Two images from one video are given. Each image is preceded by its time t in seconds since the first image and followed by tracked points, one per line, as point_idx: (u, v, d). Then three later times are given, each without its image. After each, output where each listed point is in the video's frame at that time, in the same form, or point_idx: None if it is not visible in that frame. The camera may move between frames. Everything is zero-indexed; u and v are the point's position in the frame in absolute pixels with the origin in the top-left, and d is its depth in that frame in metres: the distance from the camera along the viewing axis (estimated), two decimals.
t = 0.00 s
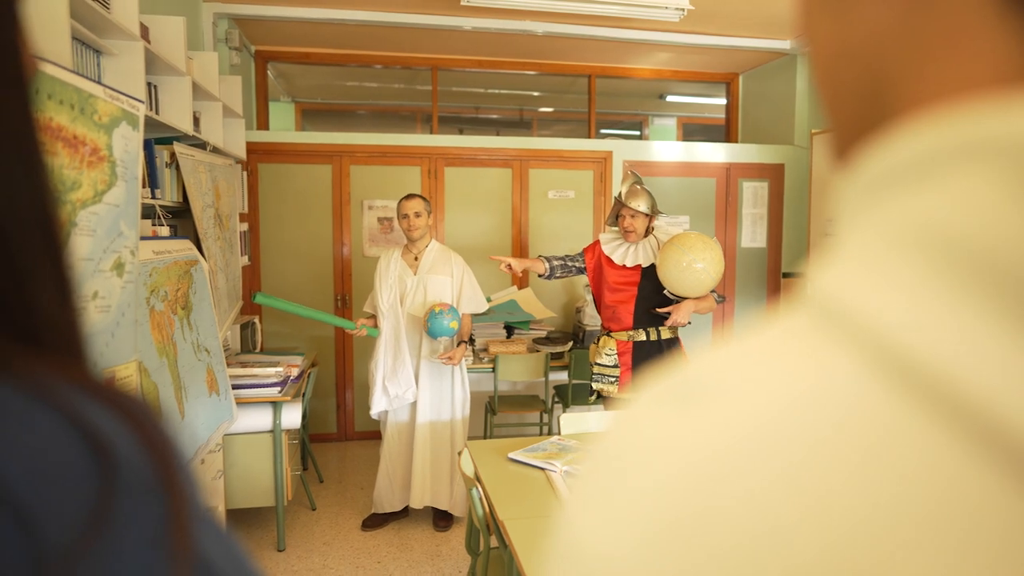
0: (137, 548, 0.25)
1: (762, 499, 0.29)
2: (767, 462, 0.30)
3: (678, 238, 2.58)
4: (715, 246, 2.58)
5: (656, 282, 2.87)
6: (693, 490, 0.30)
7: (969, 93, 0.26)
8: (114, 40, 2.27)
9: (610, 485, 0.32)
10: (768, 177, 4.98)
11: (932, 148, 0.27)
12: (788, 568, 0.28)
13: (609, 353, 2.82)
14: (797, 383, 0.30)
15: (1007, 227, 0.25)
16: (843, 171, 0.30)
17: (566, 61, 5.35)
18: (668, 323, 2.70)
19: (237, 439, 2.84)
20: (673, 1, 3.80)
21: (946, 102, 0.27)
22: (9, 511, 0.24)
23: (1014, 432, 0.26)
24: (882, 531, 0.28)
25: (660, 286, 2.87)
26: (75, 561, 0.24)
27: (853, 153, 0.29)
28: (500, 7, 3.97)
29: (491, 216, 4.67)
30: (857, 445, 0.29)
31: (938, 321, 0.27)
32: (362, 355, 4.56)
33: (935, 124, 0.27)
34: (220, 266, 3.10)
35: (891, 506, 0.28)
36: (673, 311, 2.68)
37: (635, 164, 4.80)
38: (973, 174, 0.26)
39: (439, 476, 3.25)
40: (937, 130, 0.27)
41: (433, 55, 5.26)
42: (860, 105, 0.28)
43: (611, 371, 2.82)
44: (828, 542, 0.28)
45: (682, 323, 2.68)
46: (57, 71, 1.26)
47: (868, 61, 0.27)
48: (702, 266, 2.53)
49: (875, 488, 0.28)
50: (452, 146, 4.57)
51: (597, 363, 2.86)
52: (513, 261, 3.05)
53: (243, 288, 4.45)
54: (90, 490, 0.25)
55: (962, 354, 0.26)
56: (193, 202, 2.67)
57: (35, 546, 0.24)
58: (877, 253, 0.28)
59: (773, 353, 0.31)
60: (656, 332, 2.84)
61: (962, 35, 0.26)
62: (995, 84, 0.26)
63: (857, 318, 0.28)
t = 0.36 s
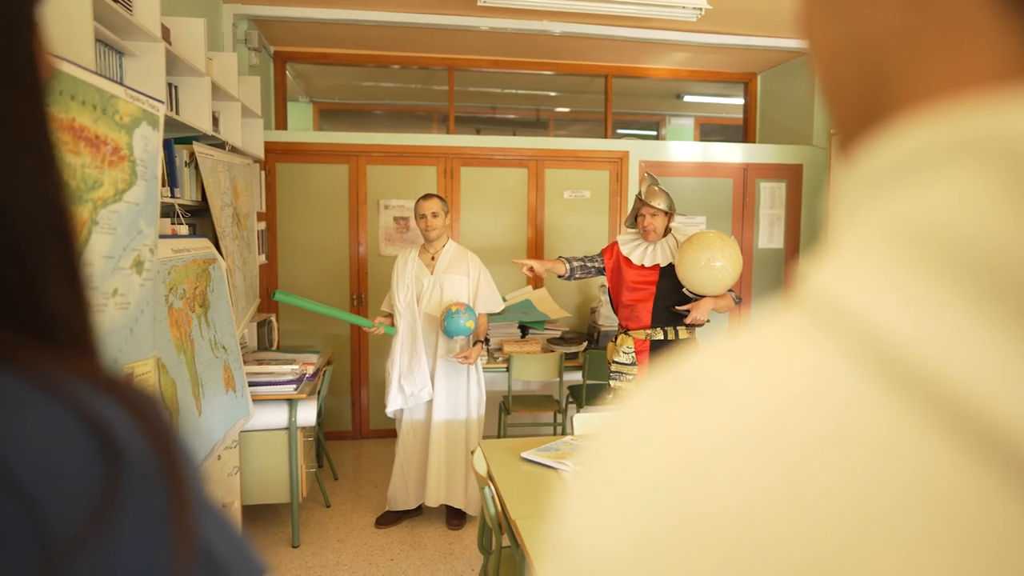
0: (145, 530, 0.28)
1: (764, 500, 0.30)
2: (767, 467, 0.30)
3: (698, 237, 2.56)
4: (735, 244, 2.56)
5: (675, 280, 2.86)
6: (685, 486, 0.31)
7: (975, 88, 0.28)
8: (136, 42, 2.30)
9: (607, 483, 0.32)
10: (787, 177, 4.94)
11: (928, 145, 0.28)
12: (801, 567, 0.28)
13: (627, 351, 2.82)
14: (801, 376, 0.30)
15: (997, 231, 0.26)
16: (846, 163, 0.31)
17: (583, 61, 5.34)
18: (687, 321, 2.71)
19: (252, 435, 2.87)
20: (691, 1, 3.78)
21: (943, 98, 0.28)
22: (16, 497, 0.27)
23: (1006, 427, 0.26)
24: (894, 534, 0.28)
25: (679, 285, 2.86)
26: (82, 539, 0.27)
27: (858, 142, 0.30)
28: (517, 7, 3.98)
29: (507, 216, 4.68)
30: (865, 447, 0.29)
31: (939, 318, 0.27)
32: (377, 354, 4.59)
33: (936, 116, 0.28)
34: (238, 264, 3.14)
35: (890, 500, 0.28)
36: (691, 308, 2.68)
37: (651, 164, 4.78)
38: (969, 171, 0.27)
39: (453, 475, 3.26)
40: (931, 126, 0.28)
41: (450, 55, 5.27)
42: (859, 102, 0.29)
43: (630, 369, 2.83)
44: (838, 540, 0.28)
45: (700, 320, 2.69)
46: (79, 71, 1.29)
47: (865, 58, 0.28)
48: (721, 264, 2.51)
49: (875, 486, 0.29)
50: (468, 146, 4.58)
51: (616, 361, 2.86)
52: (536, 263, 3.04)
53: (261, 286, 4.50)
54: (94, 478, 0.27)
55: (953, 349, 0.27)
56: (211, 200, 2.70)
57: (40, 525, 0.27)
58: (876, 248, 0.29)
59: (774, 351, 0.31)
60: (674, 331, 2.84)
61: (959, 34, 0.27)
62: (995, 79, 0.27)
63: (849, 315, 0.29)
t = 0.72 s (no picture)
0: (134, 529, 0.28)
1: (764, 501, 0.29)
2: (767, 466, 0.30)
3: (697, 234, 2.56)
4: (734, 241, 2.55)
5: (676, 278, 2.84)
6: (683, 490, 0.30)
7: (974, 88, 0.27)
8: (139, 41, 2.31)
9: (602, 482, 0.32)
10: (790, 176, 4.93)
11: (929, 143, 0.28)
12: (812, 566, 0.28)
13: (628, 349, 2.84)
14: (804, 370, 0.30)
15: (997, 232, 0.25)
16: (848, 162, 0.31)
17: (586, 60, 5.33)
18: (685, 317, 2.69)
19: (255, 434, 2.88)
20: None
21: (943, 96, 0.28)
22: (15, 494, 0.28)
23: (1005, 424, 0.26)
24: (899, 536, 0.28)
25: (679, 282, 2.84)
26: (75, 533, 0.28)
27: (860, 139, 0.30)
28: (520, 6, 3.98)
29: (510, 215, 4.68)
30: (870, 446, 0.29)
31: (942, 318, 0.27)
32: (380, 353, 4.60)
33: (936, 113, 0.28)
34: (240, 263, 3.14)
35: (891, 494, 0.28)
36: (690, 305, 2.67)
37: (654, 164, 4.77)
38: (970, 171, 0.27)
39: (455, 474, 3.25)
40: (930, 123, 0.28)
41: (453, 55, 5.27)
42: (856, 106, 0.30)
43: (631, 367, 2.84)
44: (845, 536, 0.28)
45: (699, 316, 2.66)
46: (82, 71, 1.29)
47: (859, 57, 0.29)
48: (720, 261, 2.50)
49: (874, 486, 0.28)
50: (471, 145, 4.58)
51: (618, 359, 2.87)
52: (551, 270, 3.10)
53: (263, 286, 4.50)
54: (85, 475, 0.28)
55: (951, 345, 0.27)
56: (215, 199, 2.71)
57: (39, 519, 0.28)
58: (878, 250, 0.28)
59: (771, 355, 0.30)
60: (674, 330, 2.83)
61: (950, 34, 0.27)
62: (992, 78, 0.27)
63: (848, 314, 0.29)
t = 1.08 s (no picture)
0: (130, 524, 0.28)
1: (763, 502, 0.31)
2: (767, 464, 0.31)
3: (692, 234, 2.56)
4: (730, 240, 2.55)
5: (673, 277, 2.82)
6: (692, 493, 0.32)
7: (997, 84, 0.26)
8: (137, 42, 2.30)
9: (624, 478, 0.34)
10: (789, 175, 4.93)
11: (948, 146, 0.27)
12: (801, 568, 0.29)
13: (627, 348, 2.84)
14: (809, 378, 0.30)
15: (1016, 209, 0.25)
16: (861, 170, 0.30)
17: (585, 59, 5.32)
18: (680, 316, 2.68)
19: (255, 436, 2.87)
20: None
21: (955, 100, 0.26)
22: (6, 498, 0.27)
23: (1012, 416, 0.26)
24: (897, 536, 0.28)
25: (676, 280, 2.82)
26: (72, 535, 0.27)
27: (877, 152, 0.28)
28: (518, 6, 3.97)
29: (510, 215, 4.67)
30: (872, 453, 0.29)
31: (948, 316, 0.27)
32: (380, 354, 4.59)
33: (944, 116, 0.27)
34: (240, 265, 3.14)
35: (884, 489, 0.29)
36: (685, 304, 2.65)
37: (653, 163, 4.77)
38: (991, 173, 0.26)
39: (455, 475, 3.25)
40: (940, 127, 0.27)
41: (451, 55, 5.27)
42: (873, 113, 0.27)
43: (629, 366, 2.84)
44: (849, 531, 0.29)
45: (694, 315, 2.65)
46: (82, 73, 1.29)
47: (879, 54, 0.26)
48: (716, 260, 2.50)
49: (876, 484, 0.29)
50: (470, 146, 4.58)
51: (617, 358, 2.88)
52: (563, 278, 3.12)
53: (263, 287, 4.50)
54: (81, 476, 0.28)
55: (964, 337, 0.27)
56: (214, 200, 2.70)
57: (30, 522, 0.27)
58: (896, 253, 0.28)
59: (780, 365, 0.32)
60: (672, 329, 2.82)
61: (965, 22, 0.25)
62: (1007, 79, 0.26)
63: (870, 313, 0.29)
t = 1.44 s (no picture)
0: (111, 520, 0.37)
1: (801, 499, 0.34)
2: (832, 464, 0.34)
3: (681, 236, 2.57)
4: (717, 241, 2.57)
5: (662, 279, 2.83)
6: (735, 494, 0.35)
7: None
8: (127, 43, 2.29)
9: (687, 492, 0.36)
10: (778, 178, 4.96)
11: (1000, 156, 0.31)
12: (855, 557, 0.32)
13: (617, 350, 2.85)
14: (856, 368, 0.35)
15: None
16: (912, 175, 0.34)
17: (575, 62, 5.34)
18: (670, 318, 2.68)
19: (246, 440, 2.86)
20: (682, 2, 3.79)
21: (999, 105, 0.31)
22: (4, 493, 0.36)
23: None
24: (920, 542, 0.32)
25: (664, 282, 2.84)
26: (58, 532, 0.36)
27: (919, 159, 0.33)
28: (508, 8, 3.98)
29: (501, 217, 4.68)
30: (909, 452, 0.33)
31: (999, 309, 0.31)
32: (370, 357, 4.58)
33: (983, 127, 0.31)
34: (230, 267, 3.12)
35: (917, 479, 0.33)
36: (674, 306, 2.66)
37: (643, 165, 4.79)
38: None
39: (446, 477, 3.24)
40: (979, 137, 0.32)
41: (442, 57, 5.27)
42: (921, 119, 0.32)
43: (619, 368, 2.84)
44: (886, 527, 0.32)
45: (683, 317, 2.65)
46: (71, 74, 1.28)
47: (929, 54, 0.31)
48: (705, 262, 2.52)
49: (934, 474, 0.32)
50: (461, 148, 4.58)
51: (607, 359, 2.88)
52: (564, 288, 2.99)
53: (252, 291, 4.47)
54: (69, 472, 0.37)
55: (1004, 331, 0.31)
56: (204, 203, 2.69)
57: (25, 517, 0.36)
58: (950, 252, 0.33)
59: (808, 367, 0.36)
60: (661, 330, 2.83)
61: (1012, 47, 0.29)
62: None
63: (927, 313, 0.33)
